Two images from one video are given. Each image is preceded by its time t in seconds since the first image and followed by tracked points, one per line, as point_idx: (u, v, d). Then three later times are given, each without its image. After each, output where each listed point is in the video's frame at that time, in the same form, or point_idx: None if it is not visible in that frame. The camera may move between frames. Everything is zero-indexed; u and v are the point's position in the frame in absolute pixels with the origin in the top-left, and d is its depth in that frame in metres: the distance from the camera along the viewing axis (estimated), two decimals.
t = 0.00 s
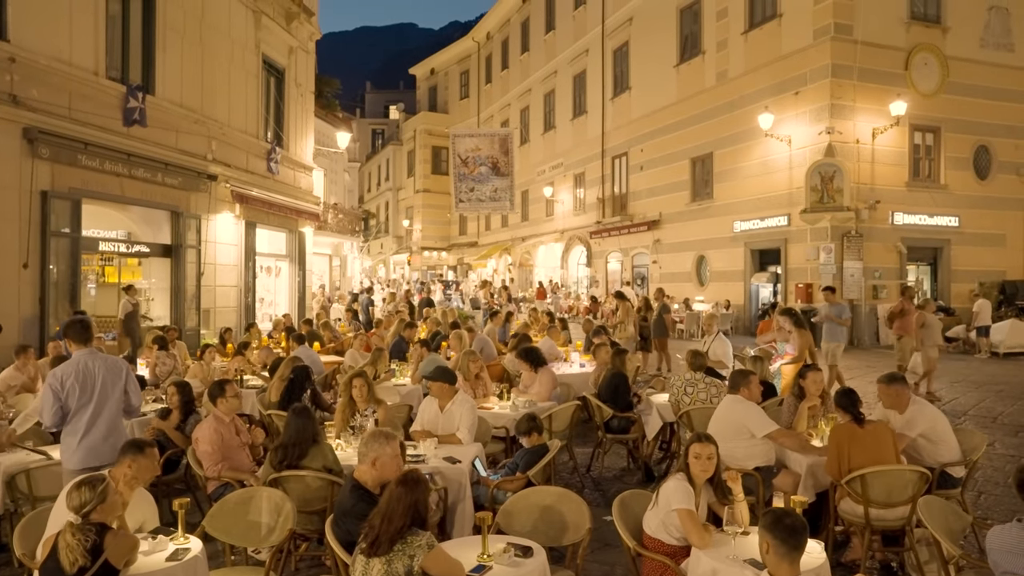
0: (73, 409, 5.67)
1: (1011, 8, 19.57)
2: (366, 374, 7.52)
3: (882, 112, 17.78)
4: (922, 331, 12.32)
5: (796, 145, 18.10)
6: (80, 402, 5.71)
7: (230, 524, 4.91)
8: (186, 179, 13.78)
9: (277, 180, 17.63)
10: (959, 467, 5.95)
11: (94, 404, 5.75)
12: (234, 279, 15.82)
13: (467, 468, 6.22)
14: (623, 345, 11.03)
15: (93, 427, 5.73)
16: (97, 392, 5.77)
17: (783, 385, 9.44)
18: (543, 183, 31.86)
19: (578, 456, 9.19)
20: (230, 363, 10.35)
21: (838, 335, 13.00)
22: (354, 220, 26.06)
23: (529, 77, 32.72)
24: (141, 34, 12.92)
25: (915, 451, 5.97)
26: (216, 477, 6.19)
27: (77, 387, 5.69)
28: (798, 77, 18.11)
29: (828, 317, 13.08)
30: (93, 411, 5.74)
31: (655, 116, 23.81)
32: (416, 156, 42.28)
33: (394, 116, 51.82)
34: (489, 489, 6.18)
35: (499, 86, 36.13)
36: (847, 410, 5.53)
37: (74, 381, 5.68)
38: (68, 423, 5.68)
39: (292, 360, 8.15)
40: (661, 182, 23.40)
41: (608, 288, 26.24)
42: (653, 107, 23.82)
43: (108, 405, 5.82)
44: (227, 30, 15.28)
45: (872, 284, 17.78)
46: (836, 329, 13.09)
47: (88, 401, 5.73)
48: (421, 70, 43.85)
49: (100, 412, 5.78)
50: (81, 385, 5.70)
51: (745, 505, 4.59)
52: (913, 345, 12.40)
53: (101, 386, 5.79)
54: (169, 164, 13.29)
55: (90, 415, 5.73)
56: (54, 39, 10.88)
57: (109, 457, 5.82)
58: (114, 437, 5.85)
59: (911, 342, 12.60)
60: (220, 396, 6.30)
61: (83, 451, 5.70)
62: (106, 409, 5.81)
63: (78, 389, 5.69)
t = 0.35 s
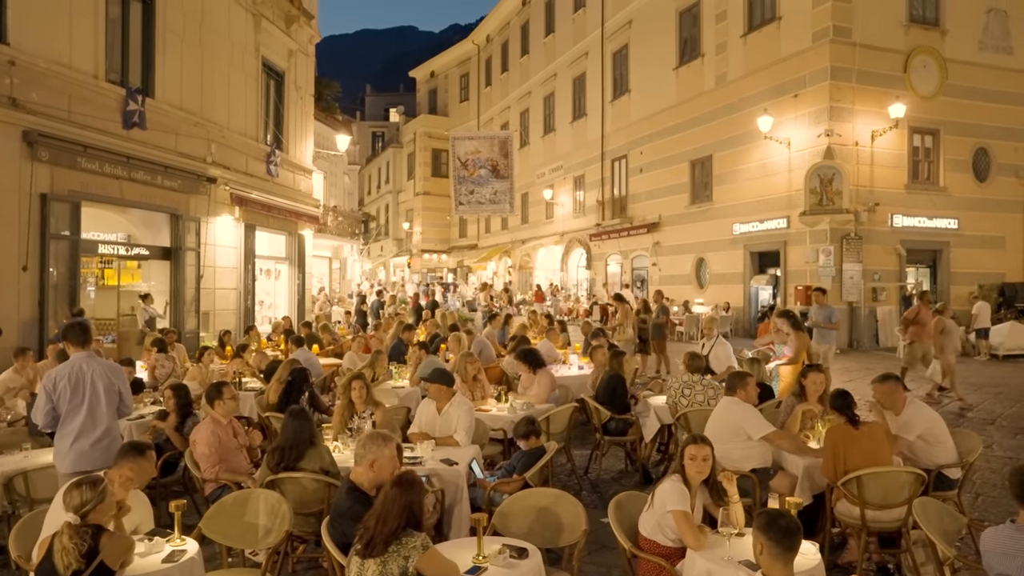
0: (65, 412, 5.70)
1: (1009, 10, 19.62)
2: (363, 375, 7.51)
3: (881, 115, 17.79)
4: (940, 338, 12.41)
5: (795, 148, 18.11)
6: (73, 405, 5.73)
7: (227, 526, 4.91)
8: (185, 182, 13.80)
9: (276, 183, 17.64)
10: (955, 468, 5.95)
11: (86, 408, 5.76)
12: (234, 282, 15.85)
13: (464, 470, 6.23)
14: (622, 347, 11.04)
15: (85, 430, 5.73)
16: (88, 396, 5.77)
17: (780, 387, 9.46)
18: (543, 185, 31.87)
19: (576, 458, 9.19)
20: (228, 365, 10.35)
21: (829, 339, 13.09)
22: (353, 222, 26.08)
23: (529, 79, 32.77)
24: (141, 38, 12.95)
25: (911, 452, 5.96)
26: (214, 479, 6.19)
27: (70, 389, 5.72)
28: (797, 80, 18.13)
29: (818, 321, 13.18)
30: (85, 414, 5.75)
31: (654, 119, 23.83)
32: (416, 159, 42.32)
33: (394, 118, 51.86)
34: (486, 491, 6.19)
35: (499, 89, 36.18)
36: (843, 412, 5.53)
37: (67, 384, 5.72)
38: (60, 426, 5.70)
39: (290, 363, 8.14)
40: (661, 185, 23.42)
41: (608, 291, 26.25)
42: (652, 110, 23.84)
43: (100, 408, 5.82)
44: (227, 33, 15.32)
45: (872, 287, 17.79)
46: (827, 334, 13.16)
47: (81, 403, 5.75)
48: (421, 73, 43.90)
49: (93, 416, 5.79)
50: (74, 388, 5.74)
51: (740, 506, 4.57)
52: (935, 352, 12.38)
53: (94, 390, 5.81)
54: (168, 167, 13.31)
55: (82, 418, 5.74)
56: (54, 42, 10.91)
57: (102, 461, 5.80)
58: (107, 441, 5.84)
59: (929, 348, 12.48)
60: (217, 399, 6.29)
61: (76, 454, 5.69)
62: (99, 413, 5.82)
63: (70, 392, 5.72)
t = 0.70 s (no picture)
0: (58, 417, 5.71)
1: (1008, 14, 19.66)
2: (361, 379, 7.51)
3: (880, 119, 17.80)
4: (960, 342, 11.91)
5: (794, 151, 18.13)
6: (66, 409, 5.73)
7: (224, 530, 4.90)
8: (185, 186, 13.82)
9: (276, 187, 17.66)
10: (954, 473, 5.95)
11: (80, 412, 5.76)
12: (233, 286, 15.86)
13: (462, 474, 6.22)
14: (620, 351, 11.04)
15: (78, 434, 5.74)
16: (81, 400, 5.78)
17: (779, 391, 9.47)
18: (543, 189, 31.89)
19: (574, 462, 9.18)
20: (227, 368, 10.35)
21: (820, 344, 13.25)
22: (353, 226, 26.09)
23: (529, 83, 32.83)
24: (141, 41, 12.97)
25: (910, 456, 5.96)
26: (211, 483, 6.19)
27: (63, 395, 5.73)
28: (796, 84, 18.15)
29: (809, 328, 13.45)
30: (79, 419, 5.75)
31: (654, 123, 23.84)
32: (416, 162, 42.27)
33: (394, 122, 51.90)
34: (483, 495, 6.19)
35: (499, 93, 36.23)
36: (839, 416, 5.53)
37: (60, 390, 5.72)
38: (55, 431, 5.73)
39: (288, 367, 8.14)
40: (660, 189, 23.45)
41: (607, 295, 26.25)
42: (652, 114, 23.86)
43: (95, 413, 5.81)
44: (227, 37, 15.34)
45: (871, 290, 17.79)
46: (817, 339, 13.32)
47: (75, 408, 5.76)
48: (421, 76, 43.95)
49: (87, 420, 5.79)
50: (67, 394, 5.74)
51: (737, 511, 4.54)
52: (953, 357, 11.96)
53: (88, 395, 5.80)
54: (168, 171, 13.32)
55: (76, 423, 5.74)
56: (53, 46, 10.93)
57: (98, 466, 5.81)
58: (103, 445, 5.84)
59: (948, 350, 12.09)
60: (215, 403, 6.29)
61: (71, 459, 5.71)
62: (93, 418, 5.81)
63: (63, 397, 5.73)
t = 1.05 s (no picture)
0: (56, 419, 5.70)
1: (1008, 17, 19.67)
2: (362, 382, 7.49)
3: (880, 120, 17.80)
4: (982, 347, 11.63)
5: (795, 153, 18.13)
6: (64, 411, 5.73)
7: (223, 533, 4.89)
8: (185, 187, 13.82)
9: (276, 188, 17.64)
10: (956, 476, 5.93)
11: (78, 414, 5.75)
12: (233, 287, 15.85)
13: (463, 477, 6.20)
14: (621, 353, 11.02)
15: (76, 436, 5.72)
16: (79, 402, 5.75)
17: (780, 393, 9.47)
18: (543, 190, 31.89)
19: (575, 464, 9.17)
20: (227, 370, 10.33)
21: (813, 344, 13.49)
22: (353, 227, 26.07)
23: (529, 85, 32.84)
24: (141, 42, 12.97)
25: (911, 459, 5.94)
26: (211, 486, 6.17)
27: (61, 397, 5.72)
28: (797, 86, 18.15)
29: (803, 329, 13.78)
30: (77, 421, 5.74)
31: (654, 125, 23.83)
32: (416, 164, 42.22)
33: (395, 123, 51.89)
34: (484, 498, 6.17)
35: (499, 94, 36.24)
36: (840, 419, 5.52)
37: (58, 392, 5.71)
38: (53, 433, 5.72)
39: (289, 369, 8.12)
40: (660, 190, 23.46)
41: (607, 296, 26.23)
42: (652, 116, 23.86)
43: (93, 415, 5.80)
44: (227, 38, 15.34)
45: (871, 292, 17.79)
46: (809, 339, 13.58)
47: (73, 410, 5.74)
48: (421, 78, 43.97)
49: (85, 422, 5.77)
50: (65, 395, 5.73)
51: (739, 513, 4.51)
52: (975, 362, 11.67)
53: (86, 397, 5.79)
54: (168, 172, 13.32)
55: (74, 425, 5.73)
56: (54, 47, 10.92)
57: (96, 468, 5.79)
58: (101, 447, 5.82)
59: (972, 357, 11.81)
60: (215, 404, 6.27)
61: (69, 461, 5.70)
62: (91, 420, 5.79)
63: (61, 399, 5.72)
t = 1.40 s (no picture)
0: (56, 422, 5.66)
1: (1008, 19, 19.68)
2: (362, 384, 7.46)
3: (880, 122, 17.80)
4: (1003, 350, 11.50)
5: (795, 154, 18.12)
6: (63, 414, 5.69)
7: (223, 536, 4.85)
8: (185, 188, 13.79)
9: (276, 189, 17.60)
10: (959, 479, 5.91)
11: (77, 416, 5.72)
12: (233, 289, 15.82)
13: (464, 479, 6.17)
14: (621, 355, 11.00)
15: (77, 438, 5.69)
16: (78, 404, 5.73)
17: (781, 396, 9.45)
18: (543, 192, 31.88)
19: (576, 467, 9.13)
20: (226, 371, 10.29)
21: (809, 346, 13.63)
22: (353, 229, 26.04)
23: (529, 86, 32.84)
24: (141, 42, 12.94)
25: (914, 462, 5.91)
26: (211, 488, 6.14)
27: (60, 400, 5.68)
28: (797, 88, 18.13)
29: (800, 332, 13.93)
30: (77, 423, 5.71)
31: (654, 126, 23.82)
32: (415, 165, 42.20)
33: (394, 124, 51.87)
34: (486, 501, 6.14)
35: (498, 96, 36.24)
36: (843, 422, 5.49)
37: (57, 394, 5.67)
38: (52, 436, 5.68)
39: (289, 370, 8.08)
40: (660, 192, 23.45)
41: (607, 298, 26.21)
42: (652, 117, 23.85)
43: (93, 416, 5.77)
44: (227, 38, 15.31)
45: (871, 294, 17.79)
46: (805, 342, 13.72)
47: (73, 413, 5.72)
48: (421, 79, 43.96)
49: (86, 424, 5.75)
50: (64, 397, 5.69)
51: (742, 518, 4.52)
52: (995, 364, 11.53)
53: (85, 398, 5.76)
54: (168, 173, 13.30)
55: (74, 427, 5.70)
56: (53, 47, 10.89)
57: (97, 470, 5.77)
58: (101, 449, 5.79)
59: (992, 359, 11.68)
60: (214, 406, 6.24)
61: (70, 464, 5.67)
62: (90, 422, 5.77)
63: (60, 402, 5.68)
